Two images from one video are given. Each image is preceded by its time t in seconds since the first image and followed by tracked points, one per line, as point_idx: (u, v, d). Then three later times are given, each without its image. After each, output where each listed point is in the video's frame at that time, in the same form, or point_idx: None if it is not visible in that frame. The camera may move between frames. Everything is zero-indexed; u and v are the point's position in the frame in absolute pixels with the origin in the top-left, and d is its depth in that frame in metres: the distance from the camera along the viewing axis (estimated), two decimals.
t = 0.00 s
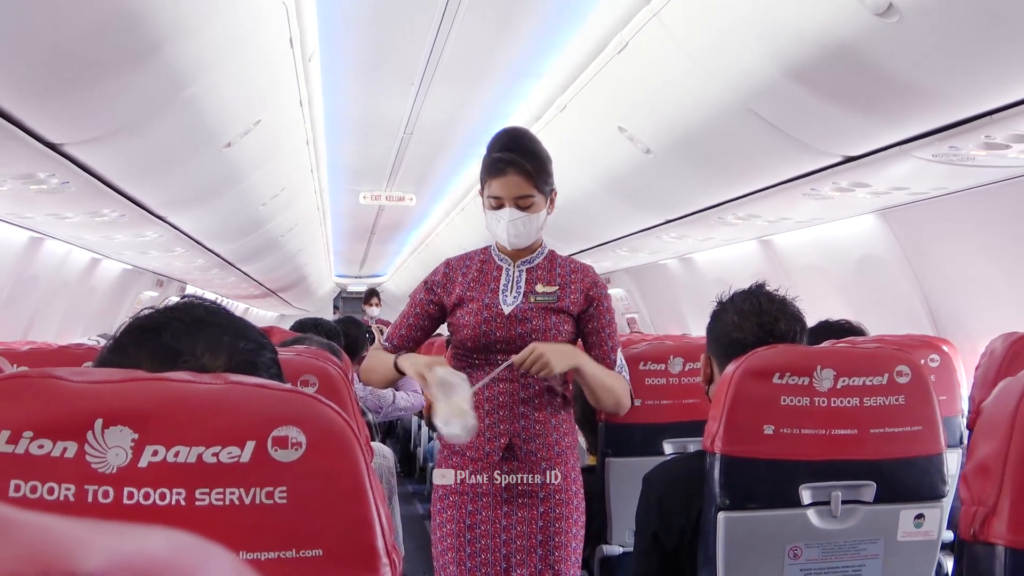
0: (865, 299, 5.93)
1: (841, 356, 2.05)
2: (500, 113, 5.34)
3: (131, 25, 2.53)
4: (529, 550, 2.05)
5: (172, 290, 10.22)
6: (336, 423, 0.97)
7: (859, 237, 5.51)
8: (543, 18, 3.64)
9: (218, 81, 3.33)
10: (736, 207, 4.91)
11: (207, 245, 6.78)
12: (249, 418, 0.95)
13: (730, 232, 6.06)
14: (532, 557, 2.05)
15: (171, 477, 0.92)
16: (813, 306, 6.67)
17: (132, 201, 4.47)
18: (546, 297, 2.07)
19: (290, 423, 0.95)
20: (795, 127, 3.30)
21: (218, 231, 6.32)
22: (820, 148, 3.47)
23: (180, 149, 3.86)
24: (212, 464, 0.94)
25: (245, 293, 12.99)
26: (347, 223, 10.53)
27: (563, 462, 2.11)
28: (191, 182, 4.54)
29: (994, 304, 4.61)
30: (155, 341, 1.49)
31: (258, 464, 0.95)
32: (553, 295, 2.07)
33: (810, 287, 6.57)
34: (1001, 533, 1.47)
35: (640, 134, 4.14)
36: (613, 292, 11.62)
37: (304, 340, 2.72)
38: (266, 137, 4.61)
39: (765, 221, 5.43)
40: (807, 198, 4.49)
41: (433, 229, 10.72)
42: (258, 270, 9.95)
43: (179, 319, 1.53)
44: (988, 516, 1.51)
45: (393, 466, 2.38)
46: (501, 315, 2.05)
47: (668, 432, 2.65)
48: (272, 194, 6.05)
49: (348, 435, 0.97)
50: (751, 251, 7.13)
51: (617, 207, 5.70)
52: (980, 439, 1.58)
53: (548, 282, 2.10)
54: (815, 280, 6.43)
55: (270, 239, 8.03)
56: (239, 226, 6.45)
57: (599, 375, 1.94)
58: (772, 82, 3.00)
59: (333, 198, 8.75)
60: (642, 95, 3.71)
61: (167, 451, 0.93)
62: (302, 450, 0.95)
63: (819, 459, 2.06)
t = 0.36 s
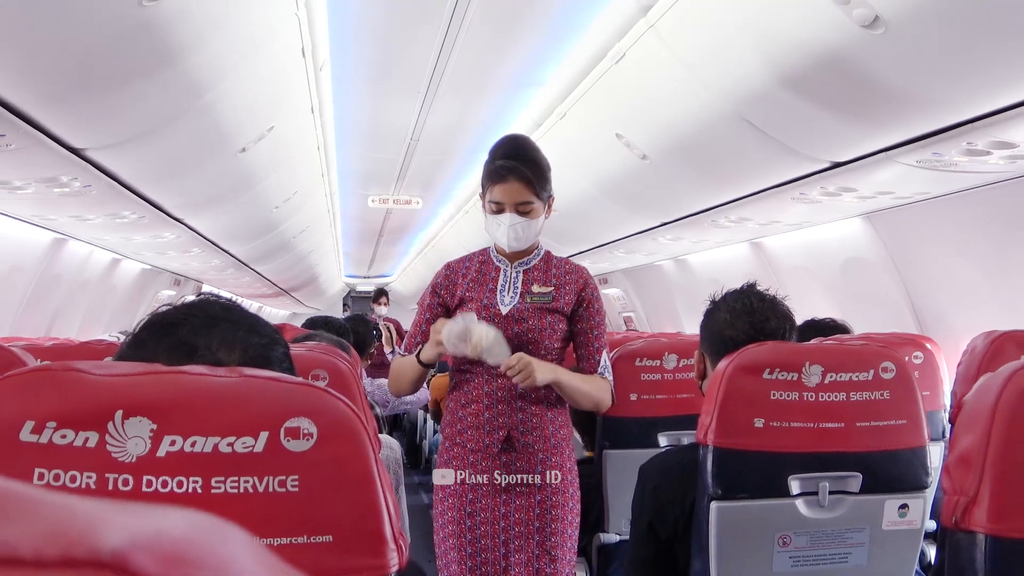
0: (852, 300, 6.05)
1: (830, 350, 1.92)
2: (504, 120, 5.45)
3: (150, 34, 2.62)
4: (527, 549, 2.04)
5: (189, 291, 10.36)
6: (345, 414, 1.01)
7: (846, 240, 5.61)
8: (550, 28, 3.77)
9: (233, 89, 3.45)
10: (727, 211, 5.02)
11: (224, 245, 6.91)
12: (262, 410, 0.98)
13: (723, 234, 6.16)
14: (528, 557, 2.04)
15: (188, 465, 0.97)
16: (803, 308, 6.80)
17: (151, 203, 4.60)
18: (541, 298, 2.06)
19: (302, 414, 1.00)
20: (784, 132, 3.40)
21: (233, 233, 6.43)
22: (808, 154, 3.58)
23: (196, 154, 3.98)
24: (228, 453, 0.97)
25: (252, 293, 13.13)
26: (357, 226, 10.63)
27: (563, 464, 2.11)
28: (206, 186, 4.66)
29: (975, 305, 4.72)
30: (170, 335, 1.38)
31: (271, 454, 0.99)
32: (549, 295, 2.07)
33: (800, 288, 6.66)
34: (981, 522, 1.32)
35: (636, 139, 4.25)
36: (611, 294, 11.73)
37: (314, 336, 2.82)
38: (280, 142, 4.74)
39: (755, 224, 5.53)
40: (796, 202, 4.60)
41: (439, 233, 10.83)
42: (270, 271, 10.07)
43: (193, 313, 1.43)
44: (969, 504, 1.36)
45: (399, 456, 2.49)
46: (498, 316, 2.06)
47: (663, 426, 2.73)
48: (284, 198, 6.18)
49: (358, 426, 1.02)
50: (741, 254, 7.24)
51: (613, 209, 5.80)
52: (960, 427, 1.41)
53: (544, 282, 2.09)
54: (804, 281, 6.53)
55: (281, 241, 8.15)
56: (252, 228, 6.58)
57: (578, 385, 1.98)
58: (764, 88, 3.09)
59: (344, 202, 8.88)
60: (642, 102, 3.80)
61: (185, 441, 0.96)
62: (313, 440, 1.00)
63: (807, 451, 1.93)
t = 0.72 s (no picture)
0: (841, 299, 6.11)
1: (823, 347, 1.86)
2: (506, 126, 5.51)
3: (160, 48, 2.68)
4: (524, 551, 1.97)
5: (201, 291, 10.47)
6: (346, 408, 1.06)
7: (840, 241, 5.66)
8: (556, 39, 3.81)
9: (240, 97, 3.53)
10: (724, 213, 5.08)
11: (233, 247, 7.01)
12: (267, 404, 1.03)
13: (721, 236, 6.23)
14: (525, 559, 1.97)
15: (198, 457, 1.01)
16: (800, 308, 6.87)
17: (164, 206, 4.70)
18: (535, 298, 2.05)
19: (306, 408, 1.04)
20: (778, 137, 3.46)
21: (242, 235, 6.52)
22: (802, 157, 3.64)
23: (206, 158, 4.07)
24: (234, 446, 1.02)
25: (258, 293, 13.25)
26: (364, 228, 10.72)
27: (562, 466, 2.07)
28: (217, 190, 4.75)
29: (964, 305, 4.78)
30: (180, 332, 1.34)
31: (276, 446, 1.03)
32: (542, 295, 2.07)
33: (796, 288, 6.73)
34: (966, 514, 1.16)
35: (634, 143, 4.32)
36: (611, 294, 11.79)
37: (321, 335, 2.89)
38: (288, 148, 4.83)
39: (751, 226, 5.59)
40: (790, 204, 4.66)
41: (443, 235, 10.91)
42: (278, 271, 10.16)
43: (203, 310, 1.38)
44: (955, 498, 1.18)
45: (405, 451, 2.57)
46: (495, 317, 2.02)
47: (660, 422, 2.80)
48: (293, 201, 6.27)
49: (359, 420, 1.07)
50: (738, 255, 7.31)
51: (613, 211, 5.87)
52: (945, 421, 1.24)
53: (536, 282, 2.08)
54: (799, 281, 6.59)
55: (290, 242, 8.24)
56: (261, 230, 6.67)
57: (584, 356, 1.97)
58: (759, 95, 3.15)
59: (351, 205, 8.96)
60: (641, 107, 3.86)
61: (194, 434, 1.01)
62: (316, 433, 1.05)
63: (800, 447, 1.89)
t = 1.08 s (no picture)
0: (844, 298, 6.11)
1: (824, 346, 1.86)
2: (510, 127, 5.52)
3: (163, 51, 2.70)
4: (524, 549, 1.98)
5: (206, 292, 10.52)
6: (348, 406, 1.07)
7: (843, 241, 5.66)
8: (558, 40, 3.81)
9: (244, 98, 3.54)
10: (726, 213, 5.08)
11: (238, 249, 7.04)
12: (269, 403, 1.04)
13: (724, 235, 6.23)
14: (526, 557, 1.98)
15: (201, 455, 1.02)
16: (802, 308, 6.86)
17: (169, 208, 4.72)
18: (530, 299, 2.03)
19: (308, 407, 1.05)
20: (779, 137, 3.46)
21: (246, 237, 6.55)
22: (803, 157, 3.64)
23: (210, 160, 4.09)
24: (237, 444, 1.03)
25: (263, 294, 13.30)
26: (368, 229, 10.74)
27: (563, 466, 2.08)
28: (221, 191, 4.78)
29: (966, 304, 4.77)
30: (184, 331, 1.35)
31: (278, 444, 1.04)
32: (537, 295, 2.03)
33: (798, 288, 6.72)
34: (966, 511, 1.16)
35: (637, 144, 4.33)
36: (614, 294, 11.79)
37: (325, 335, 2.91)
38: (292, 150, 4.84)
39: (754, 226, 5.60)
40: (792, 204, 4.66)
41: (447, 235, 10.92)
42: (283, 272, 10.19)
43: (206, 309, 1.40)
44: (955, 495, 1.19)
45: (408, 450, 2.59)
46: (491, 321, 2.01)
47: (663, 421, 2.82)
48: (297, 202, 6.30)
49: (360, 418, 1.08)
50: (741, 255, 7.30)
51: (616, 212, 5.88)
52: (945, 419, 1.25)
53: (531, 283, 2.05)
54: (802, 281, 6.58)
55: (294, 243, 8.26)
56: (266, 231, 6.70)
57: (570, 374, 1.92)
58: (760, 95, 3.16)
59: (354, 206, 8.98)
60: (643, 107, 3.86)
61: (197, 432, 1.02)
62: (318, 431, 1.06)
63: (802, 446, 1.89)
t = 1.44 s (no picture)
0: (847, 299, 6.09)
1: (825, 346, 1.86)
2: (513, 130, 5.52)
3: (166, 55, 2.71)
4: (525, 546, 1.99)
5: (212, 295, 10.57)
6: (346, 404, 1.08)
7: (846, 242, 5.64)
8: (560, 42, 3.81)
9: (246, 101, 3.56)
10: (729, 214, 5.08)
11: (243, 252, 7.07)
12: (267, 400, 1.05)
13: (728, 237, 6.22)
14: (527, 555, 1.99)
15: (200, 452, 1.04)
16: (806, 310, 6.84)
17: (173, 210, 4.75)
18: (531, 311, 2.02)
19: (307, 404, 1.06)
20: (781, 138, 3.46)
21: (251, 240, 6.59)
22: (805, 158, 3.63)
23: (213, 163, 4.12)
24: (235, 441, 1.04)
25: (269, 298, 13.35)
26: (373, 232, 10.77)
27: (563, 466, 2.08)
28: (225, 194, 4.81)
29: (969, 305, 4.75)
30: (184, 330, 1.36)
31: (277, 441, 1.05)
32: (537, 308, 2.03)
33: (802, 289, 6.71)
34: (961, 508, 1.18)
35: (639, 145, 4.33)
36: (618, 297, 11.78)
37: (329, 337, 2.92)
38: (295, 153, 4.87)
39: (757, 227, 5.59)
40: (795, 205, 4.65)
41: (451, 238, 10.94)
42: (288, 275, 10.24)
43: (206, 308, 1.41)
44: (951, 492, 1.21)
45: (411, 452, 2.61)
46: (493, 335, 1.99)
47: (666, 421, 2.82)
48: (301, 205, 6.33)
49: (359, 417, 1.09)
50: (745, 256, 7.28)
51: (619, 214, 5.88)
52: (943, 416, 1.27)
53: (531, 294, 2.05)
54: (806, 282, 6.56)
55: (299, 246, 8.29)
56: (270, 234, 6.73)
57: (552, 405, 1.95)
58: (761, 96, 3.16)
59: (359, 210, 9.01)
60: (645, 109, 3.87)
61: (196, 430, 1.03)
62: (315, 429, 1.07)
63: (801, 446, 1.89)
